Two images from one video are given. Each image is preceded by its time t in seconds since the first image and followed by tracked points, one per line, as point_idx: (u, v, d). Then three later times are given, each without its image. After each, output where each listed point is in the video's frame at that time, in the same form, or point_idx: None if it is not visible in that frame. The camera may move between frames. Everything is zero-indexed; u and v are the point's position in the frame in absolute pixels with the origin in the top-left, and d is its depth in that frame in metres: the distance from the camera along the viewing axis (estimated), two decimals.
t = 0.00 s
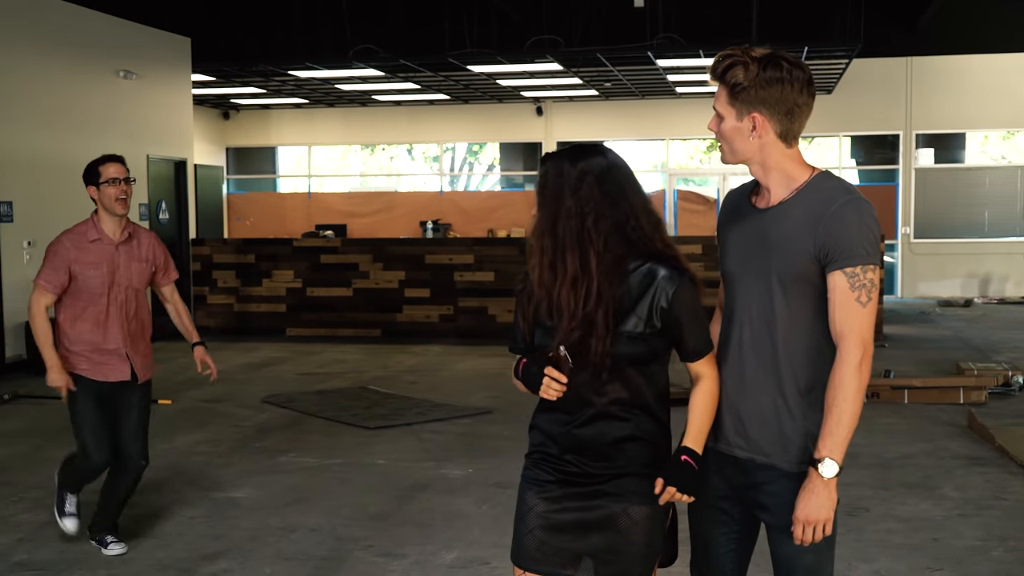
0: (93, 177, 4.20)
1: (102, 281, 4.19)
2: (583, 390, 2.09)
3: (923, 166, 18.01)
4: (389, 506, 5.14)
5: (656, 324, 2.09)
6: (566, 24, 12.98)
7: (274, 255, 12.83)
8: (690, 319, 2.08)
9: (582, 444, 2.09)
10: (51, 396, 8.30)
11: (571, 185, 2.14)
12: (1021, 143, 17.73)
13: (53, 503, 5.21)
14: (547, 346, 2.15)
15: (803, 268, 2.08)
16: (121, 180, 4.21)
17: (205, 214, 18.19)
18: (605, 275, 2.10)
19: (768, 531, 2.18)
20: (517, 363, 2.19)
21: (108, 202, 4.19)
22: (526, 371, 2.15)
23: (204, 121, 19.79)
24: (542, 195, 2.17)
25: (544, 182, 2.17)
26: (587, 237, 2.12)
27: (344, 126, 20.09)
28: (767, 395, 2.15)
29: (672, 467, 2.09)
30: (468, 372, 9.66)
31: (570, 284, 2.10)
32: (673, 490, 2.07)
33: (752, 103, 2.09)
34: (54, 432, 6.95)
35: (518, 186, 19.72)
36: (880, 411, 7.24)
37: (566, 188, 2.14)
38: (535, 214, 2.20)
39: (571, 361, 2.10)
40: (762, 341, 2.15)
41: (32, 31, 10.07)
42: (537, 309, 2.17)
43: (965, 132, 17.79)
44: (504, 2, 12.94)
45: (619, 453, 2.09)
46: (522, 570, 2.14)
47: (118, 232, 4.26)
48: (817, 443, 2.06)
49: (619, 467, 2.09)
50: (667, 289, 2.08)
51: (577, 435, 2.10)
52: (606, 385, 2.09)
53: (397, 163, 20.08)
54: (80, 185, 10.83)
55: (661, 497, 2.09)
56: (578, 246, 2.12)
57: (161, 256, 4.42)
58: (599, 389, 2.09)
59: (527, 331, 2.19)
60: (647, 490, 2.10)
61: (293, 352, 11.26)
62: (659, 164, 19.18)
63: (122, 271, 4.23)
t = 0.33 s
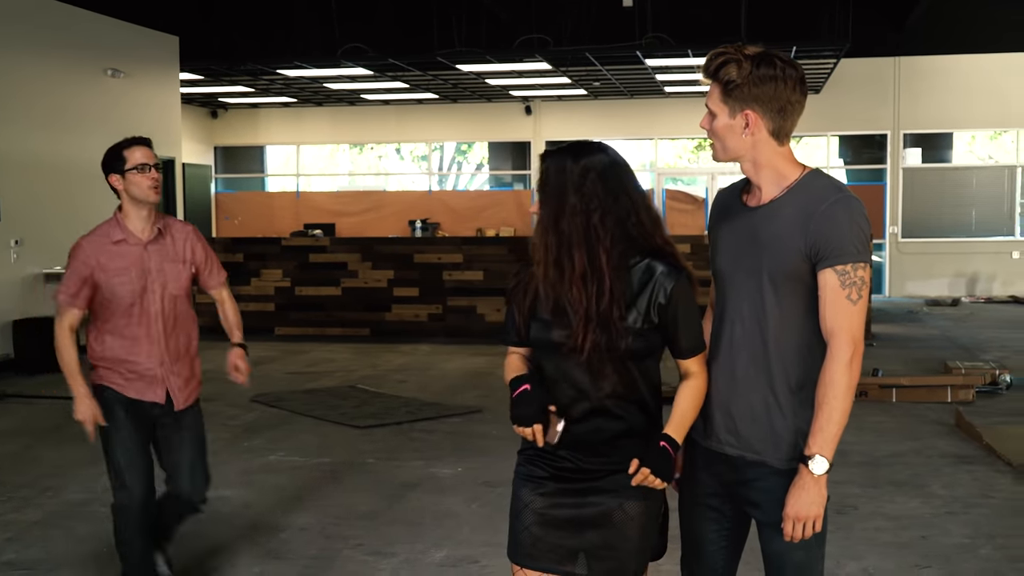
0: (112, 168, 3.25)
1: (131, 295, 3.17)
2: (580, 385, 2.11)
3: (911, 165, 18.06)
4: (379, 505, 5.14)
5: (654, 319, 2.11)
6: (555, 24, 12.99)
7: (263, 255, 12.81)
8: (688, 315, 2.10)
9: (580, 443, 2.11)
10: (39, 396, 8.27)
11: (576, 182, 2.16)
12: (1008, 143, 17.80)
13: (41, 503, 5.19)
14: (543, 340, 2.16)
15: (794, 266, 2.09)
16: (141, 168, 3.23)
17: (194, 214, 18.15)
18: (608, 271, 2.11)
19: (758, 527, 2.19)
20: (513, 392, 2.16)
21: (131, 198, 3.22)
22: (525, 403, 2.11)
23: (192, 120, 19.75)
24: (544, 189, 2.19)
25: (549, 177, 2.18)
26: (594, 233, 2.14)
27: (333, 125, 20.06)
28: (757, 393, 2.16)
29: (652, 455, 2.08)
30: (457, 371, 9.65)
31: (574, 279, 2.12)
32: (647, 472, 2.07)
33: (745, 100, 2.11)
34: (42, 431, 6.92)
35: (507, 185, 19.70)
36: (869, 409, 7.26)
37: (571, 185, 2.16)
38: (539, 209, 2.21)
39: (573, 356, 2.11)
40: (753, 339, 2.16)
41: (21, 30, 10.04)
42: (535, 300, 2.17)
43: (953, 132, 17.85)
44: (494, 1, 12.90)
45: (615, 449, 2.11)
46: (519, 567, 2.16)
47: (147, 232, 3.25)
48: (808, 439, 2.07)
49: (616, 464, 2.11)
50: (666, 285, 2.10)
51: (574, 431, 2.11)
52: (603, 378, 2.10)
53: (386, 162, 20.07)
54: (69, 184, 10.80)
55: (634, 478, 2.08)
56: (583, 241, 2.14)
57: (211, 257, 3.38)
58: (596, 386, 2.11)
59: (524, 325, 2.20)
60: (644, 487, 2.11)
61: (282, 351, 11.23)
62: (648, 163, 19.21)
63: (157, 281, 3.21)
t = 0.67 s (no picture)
0: (200, 161, 2.57)
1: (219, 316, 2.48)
2: (566, 378, 2.21)
3: (900, 165, 18.11)
4: (371, 503, 5.14)
5: (640, 314, 2.22)
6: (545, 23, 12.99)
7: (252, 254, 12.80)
8: (676, 316, 2.22)
9: (566, 441, 2.22)
10: (28, 396, 8.25)
11: (575, 179, 2.24)
12: (997, 143, 17.86)
13: (31, 503, 5.18)
14: (528, 332, 2.24)
15: (790, 265, 2.10)
16: (242, 166, 2.57)
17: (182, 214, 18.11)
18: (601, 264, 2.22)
19: (752, 525, 2.20)
20: (485, 399, 2.24)
21: (228, 199, 2.53)
22: (497, 412, 2.21)
23: (180, 119, 19.71)
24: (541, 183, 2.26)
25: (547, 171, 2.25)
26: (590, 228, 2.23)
27: (322, 124, 20.04)
28: (751, 392, 2.17)
29: (628, 444, 2.18)
30: (447, 371, 9.64)
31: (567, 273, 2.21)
32: (626, 468, 2.18)
33: (743, 99, 2.11)
34: (31, 432, 6.90)
35: (497, 184, 19.70)
36: (858, 409, 7.27)
37: (569, 182, 2.24)
38: (534, 204, 2.28)
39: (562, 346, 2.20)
40: (748, 339, 2.17)
41: (8, 28, 10.03)
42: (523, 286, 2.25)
43: (941, 132, 17.91)
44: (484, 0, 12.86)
45: (598, 441, 2.22)
46: (509, 563, 2.27)
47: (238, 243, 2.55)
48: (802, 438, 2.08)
49: (600, 458, 2.22)
50: (652, 281, 2.21)
51: (561, 426, 2.22)
52: (590, 370, 2.20)
53: (375, 161, 20.09)
54: (57, 182, 10.78)
55: (613, 474, 2.19)
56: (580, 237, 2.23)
57: (296, 280, 2.71)
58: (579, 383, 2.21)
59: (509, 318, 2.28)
60: (630, 486, 2.23)
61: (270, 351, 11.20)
62: (637, 163, 19.25)
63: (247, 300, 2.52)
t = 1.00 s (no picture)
0: (245, 165, 2.19)
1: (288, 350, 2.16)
2: (553, 374, 2.25)
3: (882, 165, 18.20)
4: (358, 504, 5.14)
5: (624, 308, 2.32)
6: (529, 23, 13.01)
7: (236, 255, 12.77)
8: (654, 307, 2.34)
9: (551, 439, 2.24)
10: (12, 397, 8.21)
11: (584, 178, 2.31)
12: (978, 143, 17.96)
13: (16, 505, 5.15)
14: (515, 330, 2.30)
15: (780, 269, 2.11)
16: (299, 174, 2.22)
17: (166, 213, 18.04)
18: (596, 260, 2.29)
19: (741, 526, 2.21)
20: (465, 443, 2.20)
21: (282, 213, 2.19)
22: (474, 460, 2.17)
23: (163, 118, 19.66)
24: (560, 178, 2.30)
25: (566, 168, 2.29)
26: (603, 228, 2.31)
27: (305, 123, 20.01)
28: (741, 394, 2.18)
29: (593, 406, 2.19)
30: (431, 371, 9.63)
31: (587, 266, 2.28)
32: (591, 431, 2.17)
33: (744, 99, 2.12)
34: (15, 433, 6.87)
35: (480, 184, 19.73)
36: (843, 408, 7.31)
37: (582, 181, 2.30)
38: (548, 201, 2.30)
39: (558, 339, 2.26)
40: (738, 341, 2.18)
41: None
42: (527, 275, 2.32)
43: (923, 131, 18.01)
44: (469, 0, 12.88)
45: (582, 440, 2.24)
46: (493, 564, 2.30)
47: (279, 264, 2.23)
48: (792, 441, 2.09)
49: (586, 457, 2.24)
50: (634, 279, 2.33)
51: (545, 423, 2.25)
52: (578, 365, 2.26)
53: (359, 160, 20.07)
54: (41, 181, 10.75)
55: (577, 441, 2.18)
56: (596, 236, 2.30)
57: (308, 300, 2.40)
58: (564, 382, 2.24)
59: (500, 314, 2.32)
60: (613, 485, 2.27)
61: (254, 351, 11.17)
62: (621, 162, 19.29)
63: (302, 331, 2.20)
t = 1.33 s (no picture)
0: (305, 140, 1.83)
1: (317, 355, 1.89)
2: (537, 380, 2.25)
3: (861, 165, 18.28)
4: (341, 505, 5.13)
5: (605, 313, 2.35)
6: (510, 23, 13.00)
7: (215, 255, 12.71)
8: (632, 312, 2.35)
9: (536, 440, 2.25)
10: None
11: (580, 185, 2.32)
12: (956, 143, 18.05)
13: None
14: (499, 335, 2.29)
15: (767, 272, 2.12)
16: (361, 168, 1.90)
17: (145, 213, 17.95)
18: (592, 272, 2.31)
19: (727, 528, 2.22)
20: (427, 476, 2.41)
21: (340, 209, 1.87)
22: (431, 493, 2.40)
23: (141, 117, 19.55)
24: (566, 191, 2.30)
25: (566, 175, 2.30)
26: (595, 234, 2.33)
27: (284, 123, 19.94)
28: (727, 396, 2.18)
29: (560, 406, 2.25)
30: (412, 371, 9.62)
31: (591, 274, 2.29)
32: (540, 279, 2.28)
33: (749, 98, 2.13)
34: None
35: (461, 184, 19.68)
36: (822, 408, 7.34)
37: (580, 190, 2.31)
38: (551, 211, 2.30)
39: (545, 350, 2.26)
40: (724, 345, 2.19)
41: None
42: (510, 280, 2.35)
43: (902, 131, 18.11)
44: None
45: (567, 437, 2.25)
46: (481, 569, 2.28)
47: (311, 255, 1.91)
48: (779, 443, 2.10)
49: (569, 453, 2.25)
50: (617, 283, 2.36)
51: (528, 422, 2.25)
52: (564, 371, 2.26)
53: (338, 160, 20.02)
54: (19, 180, 10.69)
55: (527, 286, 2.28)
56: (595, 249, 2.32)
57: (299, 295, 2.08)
58: (549, 387, 2.25)
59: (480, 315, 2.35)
60: (596, 487, 2.28)
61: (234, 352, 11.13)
62: (601, 162, 19.31)
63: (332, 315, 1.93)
